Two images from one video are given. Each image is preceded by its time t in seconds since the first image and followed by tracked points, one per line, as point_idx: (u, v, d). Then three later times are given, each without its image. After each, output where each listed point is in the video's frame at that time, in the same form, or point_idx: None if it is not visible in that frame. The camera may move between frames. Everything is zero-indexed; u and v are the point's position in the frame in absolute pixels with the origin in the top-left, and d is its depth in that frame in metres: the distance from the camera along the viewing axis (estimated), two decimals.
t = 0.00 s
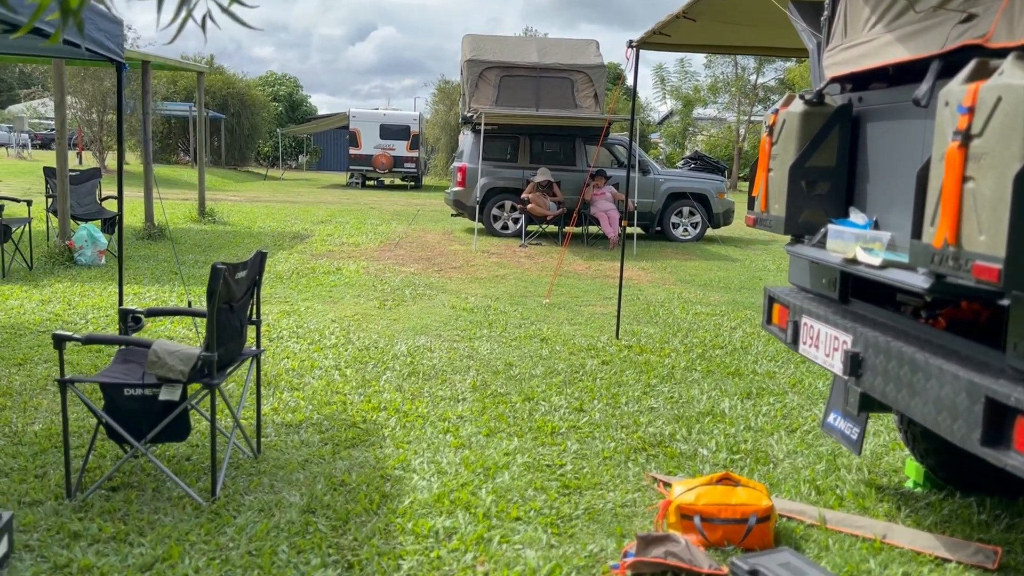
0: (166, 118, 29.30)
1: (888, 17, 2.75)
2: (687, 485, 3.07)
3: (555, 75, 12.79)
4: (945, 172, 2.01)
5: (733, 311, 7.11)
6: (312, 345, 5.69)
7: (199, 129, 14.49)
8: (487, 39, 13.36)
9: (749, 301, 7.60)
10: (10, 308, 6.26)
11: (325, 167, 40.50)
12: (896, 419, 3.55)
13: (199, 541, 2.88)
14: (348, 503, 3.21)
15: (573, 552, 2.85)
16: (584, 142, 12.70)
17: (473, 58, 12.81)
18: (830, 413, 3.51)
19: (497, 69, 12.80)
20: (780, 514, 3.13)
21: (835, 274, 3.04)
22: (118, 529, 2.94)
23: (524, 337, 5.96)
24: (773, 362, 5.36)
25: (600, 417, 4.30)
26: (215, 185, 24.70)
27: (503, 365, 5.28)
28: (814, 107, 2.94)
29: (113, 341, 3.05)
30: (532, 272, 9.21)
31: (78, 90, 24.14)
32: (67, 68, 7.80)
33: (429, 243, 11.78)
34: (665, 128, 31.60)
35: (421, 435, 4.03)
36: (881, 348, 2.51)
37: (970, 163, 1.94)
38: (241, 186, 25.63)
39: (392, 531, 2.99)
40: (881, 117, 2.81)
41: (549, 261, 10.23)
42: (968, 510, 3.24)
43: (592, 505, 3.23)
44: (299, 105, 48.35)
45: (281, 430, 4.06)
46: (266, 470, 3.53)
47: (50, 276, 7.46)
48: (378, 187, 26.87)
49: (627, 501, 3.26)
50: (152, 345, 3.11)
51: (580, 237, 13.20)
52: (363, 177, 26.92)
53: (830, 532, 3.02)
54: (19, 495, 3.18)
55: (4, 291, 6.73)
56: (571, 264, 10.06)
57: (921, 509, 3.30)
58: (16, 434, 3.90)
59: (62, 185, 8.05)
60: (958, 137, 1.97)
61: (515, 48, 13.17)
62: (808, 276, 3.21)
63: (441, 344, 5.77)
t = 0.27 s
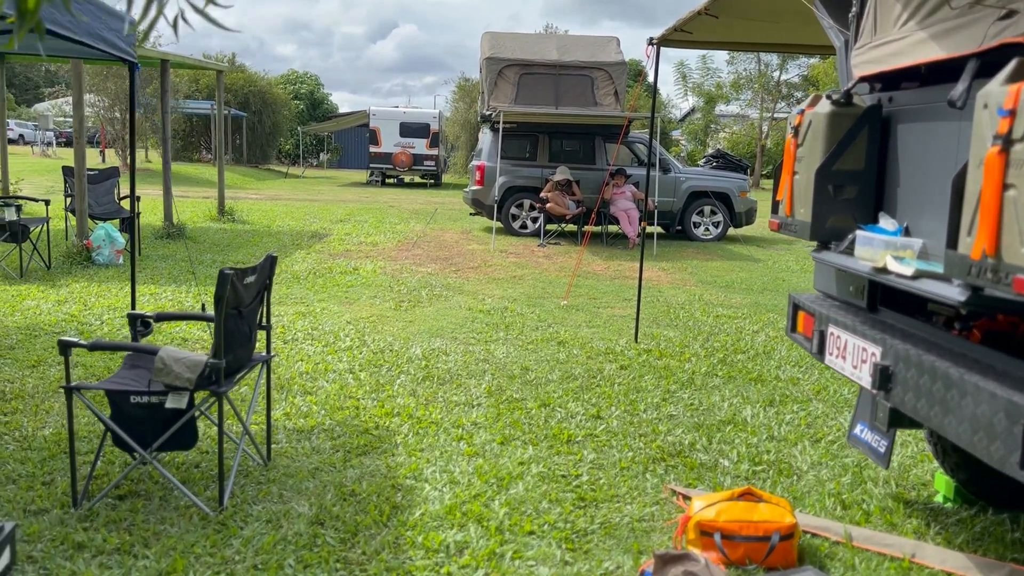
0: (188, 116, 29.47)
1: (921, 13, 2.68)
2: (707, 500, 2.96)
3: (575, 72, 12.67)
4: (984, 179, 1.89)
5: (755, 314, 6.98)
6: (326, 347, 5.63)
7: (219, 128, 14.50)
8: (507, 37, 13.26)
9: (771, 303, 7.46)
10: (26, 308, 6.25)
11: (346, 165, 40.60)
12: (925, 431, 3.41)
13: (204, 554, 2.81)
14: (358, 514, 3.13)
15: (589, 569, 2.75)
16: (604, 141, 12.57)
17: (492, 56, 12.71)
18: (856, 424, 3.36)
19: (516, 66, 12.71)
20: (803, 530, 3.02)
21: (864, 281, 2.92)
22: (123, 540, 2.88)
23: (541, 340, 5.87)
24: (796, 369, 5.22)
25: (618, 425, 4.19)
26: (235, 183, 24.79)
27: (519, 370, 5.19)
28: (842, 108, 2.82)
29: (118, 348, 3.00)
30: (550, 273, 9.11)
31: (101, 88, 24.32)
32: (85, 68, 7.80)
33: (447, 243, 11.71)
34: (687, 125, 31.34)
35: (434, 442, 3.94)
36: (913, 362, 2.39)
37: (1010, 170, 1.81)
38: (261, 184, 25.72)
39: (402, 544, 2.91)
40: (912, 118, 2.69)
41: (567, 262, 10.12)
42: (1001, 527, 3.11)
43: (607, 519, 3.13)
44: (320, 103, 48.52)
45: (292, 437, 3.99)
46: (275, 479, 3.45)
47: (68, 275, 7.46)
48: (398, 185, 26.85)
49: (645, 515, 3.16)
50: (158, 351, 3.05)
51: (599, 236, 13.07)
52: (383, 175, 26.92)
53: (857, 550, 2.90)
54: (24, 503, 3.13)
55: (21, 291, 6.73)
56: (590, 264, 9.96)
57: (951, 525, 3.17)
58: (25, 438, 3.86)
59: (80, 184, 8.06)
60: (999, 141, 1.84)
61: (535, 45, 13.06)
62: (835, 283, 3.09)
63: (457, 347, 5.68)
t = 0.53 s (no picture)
0: (205, 115, 29.55)
1: (948, 6, 2.50)
2: (721, 517, 2.83)
3: (590, 70, 12.52)
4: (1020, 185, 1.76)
5: (773, 317, 6.83)
6: (334, 350, 5.54)
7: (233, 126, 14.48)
8: (521, 34, 13.13)
9: (790, 306, 7.30)
10: (34, 309, 6.22)
11: (363, 162, 40.63)
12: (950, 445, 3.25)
13: (198, 570, 2.73)
14: (358, 528, 3.03)
15: None
16: (620, 139, 12.42)
17: (507, 54, 12.59)
18: (877, 437, 3.21)
19: (531, 64, 12.58)
20: (822, 549, 2.88)
21: (887, 290, 2.78)
22: (116, 554, 2.80)
23: (552, 344, 5.75)
24: (815, 375, 5.07)
25: (629, 434, 4.07)
26: (252, 181, 24.84)
27: (530, 375, 5.07)
28: (864, 108, 2.68)
29: (112, 355, 2.92)
30: (564, 273, 8.99)
31: (119, 87, 24.42)
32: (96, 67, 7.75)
33: (461, 242, 11.61)
34: (705, 123, 31.08)
35: (440, 451, 3.83)
36: (939, 379, 2.25)
37: None
38: (278, 182, 25.74)
39: (402, 562, 2.81)
40: (939, 119, 2.54)
41: (582, 262, 10.00)
42: None
43: (616, 535, 3.01)
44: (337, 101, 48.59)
45: (295, 444, 3.90)
46: (275, 489, 3.36)
47: (78, 276, 7.43)
48: (414, 183, 26.82)
49: (655, 532, 3.04)
50: (153, 359, 2.96)
51: (615, 236, 12.93)
52: (399, 174, 26.89)
53: (878, 572, 2.76)
54: (17, 514, 3.06)
55: (30, 292, 6.69)
56: (605, 264, 9.83)
57: (977, 544, 3.03)
58: (24, 444, 3.79)
59: (91, 184, 8.03)
60: None
61: (550, 42, 12.92)
62: (856, 291, 2.96)
63: (467, 351, 5.58)
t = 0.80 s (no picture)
0: (218, 113, 29.59)
1: None
2: (729, 535, 2.69)
3: (602, 67, 12.37)
4: None
5: (787, 319, 6.66)
6: (336, 353, 5.43)
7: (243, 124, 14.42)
8: (533, 31, 12.98)
9: (804, 308, 7.13)
10: (35, 310, 6.15)
11: (376, 160, 40.62)
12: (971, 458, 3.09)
13: None
14: (349, 544, 2.91)
15: None
16: (632, 137, 12.25)
17: (518, 51, 12.45)
18: (894, 450, 3.06)
19: (543, 61, 12.44)
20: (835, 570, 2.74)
21: (905, 298, 2.63)
22: (97, 571, 2.69)
23: (559, 348, 5.61)
24: (830, 382, 4.91)
25: (636, 444, 3.93)
26: (264, 179, 24.83)
27: (535, 381, 4.93)
28: (882, 105, 2.53)
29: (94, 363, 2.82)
30: (574, 274, 8.86)
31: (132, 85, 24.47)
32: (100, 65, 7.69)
33: (470, 241, 11.49)
34: (720, 120, 30.81)
35: (439, 461, 3.70)
36: (961, 396, 2.10)
37: None
38: (290, 180, 25.73)
39: None
40: (961, 117, 2.39)
41: (592, 262, 9.86)
42: None
43: (619, 554, 2.88)
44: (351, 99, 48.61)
45: (291, 453, 3.78)
46: (266, 501, 3.25)
47: (82, 276, 7.36)
48: (427, 181, 26.74)
49: (660, 550, 2.90)
50: (137, 367, 2.86)
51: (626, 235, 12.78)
52: (412, 172, 26.82)
53: None
54: None
55: (32, 292, 6.63)
56: (616, 264, 9.69)
57: (1000, 565, 2.87)
58: (13, 451, 3.70)
59: (96, 183, 7.97)
60: None
61: (561, 39, 12.77)
62: (873, 298, 2.81)
63: (471, 355, 5.45)
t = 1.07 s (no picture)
0: (227, 112, 29.57)
1: None
2: (731, 558, 2.56)
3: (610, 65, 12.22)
4: None
5: (797, 324, 6.51)
6: (333, 359, 5.31)
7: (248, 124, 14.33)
8: (540, 29, 12.84)
9: (814, 312, 6.97)
10: (30, 314, 6.07)
11: (385, 159, 40.55)
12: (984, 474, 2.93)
13: None
14: (334, 565, 2.79)
15: None
16: (640, 136, 12.10)
17: (525, 49, 12.31)
18: (905, 468, 2.92)
19: (550, 60, 12.29)
20: None
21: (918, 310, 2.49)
22: None
23: (561, 354, 5.48)
24: (840, 391, 4.76)
25: (637, 456, 3.79)
26: (273, 178, 24.79)
27: (536, 388, 4.80)
28: (893, 106, 2.39)
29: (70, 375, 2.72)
30: (579, 276, 8.72)
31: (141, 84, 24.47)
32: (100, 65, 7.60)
33: (476, 242, 11.37)
34: (731, 119, 30.57)
35: (433, 474, 3.57)
36: (978, 419, 1.96)
37: None
38: (299, 179, 25.67)
39: None
40: (977, 120, 2.25)
41: (598, 263, 9.72)
42: None
43: None
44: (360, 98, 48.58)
45: (280, 465, 3.67)
46: (251, 517, 3.14)
47: (80, 278, 7.28)
48: (435, 181, 26.64)
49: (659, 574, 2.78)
50: (114, 380, 2.75)
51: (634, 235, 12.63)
52: (421, 171, 26.73)
53: None
54: None
55: (28, 295, 6.54)
56: (622, 266, 9.55)
57: None
58: None
59: (95, 184, 7.89)
60: None
61: (569, 37, 12.63)
62: (884, 310, 2.67)
63: (471, 360, 5.32)
